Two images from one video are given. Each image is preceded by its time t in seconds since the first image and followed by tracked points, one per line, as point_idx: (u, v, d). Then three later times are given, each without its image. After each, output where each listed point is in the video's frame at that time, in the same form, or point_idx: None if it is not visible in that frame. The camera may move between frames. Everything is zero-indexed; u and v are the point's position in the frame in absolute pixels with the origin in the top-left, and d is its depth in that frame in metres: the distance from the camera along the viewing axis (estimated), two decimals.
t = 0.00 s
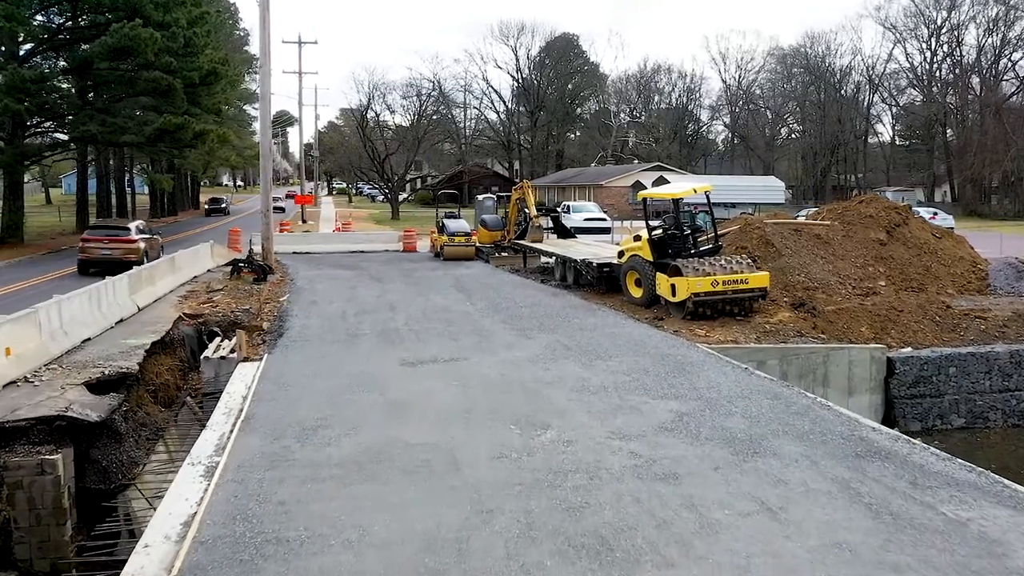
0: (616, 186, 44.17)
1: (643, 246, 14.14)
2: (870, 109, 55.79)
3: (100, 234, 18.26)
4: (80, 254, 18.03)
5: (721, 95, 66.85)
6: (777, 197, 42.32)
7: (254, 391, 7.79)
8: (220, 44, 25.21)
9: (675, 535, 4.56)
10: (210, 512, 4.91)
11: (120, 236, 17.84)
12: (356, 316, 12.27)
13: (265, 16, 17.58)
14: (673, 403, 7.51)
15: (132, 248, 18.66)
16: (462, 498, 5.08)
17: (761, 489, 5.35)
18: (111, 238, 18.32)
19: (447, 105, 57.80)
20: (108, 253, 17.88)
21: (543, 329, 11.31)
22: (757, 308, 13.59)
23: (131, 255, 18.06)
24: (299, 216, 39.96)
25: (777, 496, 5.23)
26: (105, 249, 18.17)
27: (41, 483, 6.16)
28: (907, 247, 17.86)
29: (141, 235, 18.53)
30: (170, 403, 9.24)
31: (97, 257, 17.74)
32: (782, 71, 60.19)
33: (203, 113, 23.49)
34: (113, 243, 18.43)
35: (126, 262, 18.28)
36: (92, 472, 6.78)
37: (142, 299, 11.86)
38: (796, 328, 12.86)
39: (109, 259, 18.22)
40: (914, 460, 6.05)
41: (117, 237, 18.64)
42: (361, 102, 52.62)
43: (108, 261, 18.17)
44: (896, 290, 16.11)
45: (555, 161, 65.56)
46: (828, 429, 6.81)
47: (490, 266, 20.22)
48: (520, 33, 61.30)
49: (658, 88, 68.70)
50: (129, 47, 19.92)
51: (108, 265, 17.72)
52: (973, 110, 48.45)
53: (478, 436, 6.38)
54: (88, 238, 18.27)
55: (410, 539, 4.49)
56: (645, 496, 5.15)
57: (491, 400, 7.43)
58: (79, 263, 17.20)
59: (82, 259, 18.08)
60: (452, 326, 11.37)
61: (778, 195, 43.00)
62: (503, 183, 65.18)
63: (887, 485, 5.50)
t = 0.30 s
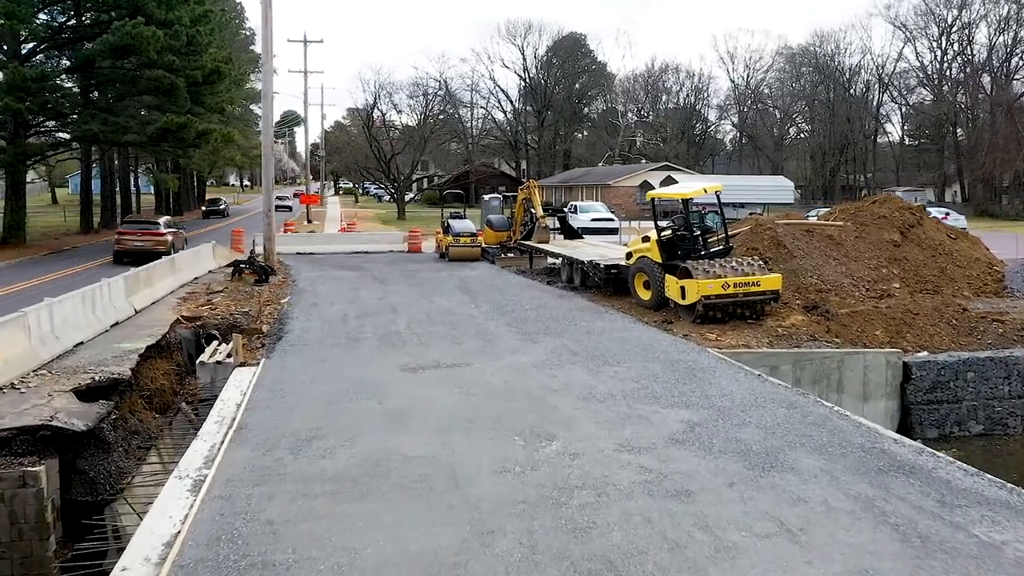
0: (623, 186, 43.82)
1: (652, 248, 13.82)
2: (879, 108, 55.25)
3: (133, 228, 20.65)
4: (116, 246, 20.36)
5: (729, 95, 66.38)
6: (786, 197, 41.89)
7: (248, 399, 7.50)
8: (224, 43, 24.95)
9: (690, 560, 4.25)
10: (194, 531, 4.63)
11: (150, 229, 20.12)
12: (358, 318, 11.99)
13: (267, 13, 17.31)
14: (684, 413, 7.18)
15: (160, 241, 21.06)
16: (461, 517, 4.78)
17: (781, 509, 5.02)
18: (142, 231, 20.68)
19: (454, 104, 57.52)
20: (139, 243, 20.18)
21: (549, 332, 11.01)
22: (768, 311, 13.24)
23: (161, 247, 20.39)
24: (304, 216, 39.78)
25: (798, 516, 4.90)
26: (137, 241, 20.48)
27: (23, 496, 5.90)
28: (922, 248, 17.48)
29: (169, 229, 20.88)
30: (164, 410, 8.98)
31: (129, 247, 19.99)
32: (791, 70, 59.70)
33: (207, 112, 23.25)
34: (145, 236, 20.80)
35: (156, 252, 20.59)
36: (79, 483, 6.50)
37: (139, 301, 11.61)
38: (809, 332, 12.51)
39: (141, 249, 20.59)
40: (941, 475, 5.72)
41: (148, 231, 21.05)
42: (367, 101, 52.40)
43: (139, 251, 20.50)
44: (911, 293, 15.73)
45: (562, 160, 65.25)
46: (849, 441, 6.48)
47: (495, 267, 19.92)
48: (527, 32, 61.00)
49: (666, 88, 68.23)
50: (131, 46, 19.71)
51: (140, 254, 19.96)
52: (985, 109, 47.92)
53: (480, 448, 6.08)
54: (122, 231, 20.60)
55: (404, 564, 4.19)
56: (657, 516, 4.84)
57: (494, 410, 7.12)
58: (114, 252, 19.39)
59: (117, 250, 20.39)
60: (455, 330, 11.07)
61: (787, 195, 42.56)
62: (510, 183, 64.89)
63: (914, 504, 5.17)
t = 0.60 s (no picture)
0: (631, 186, 43.46)
1: (661, 249, 13.50)
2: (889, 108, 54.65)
3: (162, 222, 22.73)
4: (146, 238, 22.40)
5: (737, 94, 65.87)
6: (795, 197, 41.44)
7: (241, 407, 7.22)
8: (227, 42, 24.73)
9: None
10: (175, 555, 4.33)
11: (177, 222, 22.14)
12: (359, 322, 11.72)
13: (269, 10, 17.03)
14: (696, 423, 6.87)
15: (186, 235, 23.09)
16: (459, 540, 4.47)
17: (800, 531, 4.69)
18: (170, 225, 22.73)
19: (460, 103, 57.28)
20: (167, 236, 22.20)
21: (554, 337, 10.69)
22: (781, 314, 12.89)
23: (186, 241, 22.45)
24: (310, 217, 39.64)
25: (818, 539, 4.58)
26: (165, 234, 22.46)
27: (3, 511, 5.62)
28: (937, 249, 17.10)
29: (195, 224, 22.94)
30: (158, 416, 8.76)
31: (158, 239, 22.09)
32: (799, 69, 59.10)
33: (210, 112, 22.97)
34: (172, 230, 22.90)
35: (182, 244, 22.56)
36: (62, 496, 6.21)
37: (135, 303, 11.37)
38: (823, 336, 12.15)
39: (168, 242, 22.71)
40: (970, 493, 5.38)
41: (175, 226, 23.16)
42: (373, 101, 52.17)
43: (166, 243, 22.50)
44: (926, 295, 15.34)
45: (569, 160, 64.89)
46: (870, 454, 6.13)
47: (501, 268, 19.63)
48: (533, 32, 60.62)
49: (674, 87, 67.75)
50: (133, 44, 19.48)
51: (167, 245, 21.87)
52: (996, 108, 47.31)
53: (482, 462, 5.78)
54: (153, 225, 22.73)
55: None
56: (667, 538, 4.53)
57: (497, 421, 6.80)
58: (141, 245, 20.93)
59: (146, 242, 22.36)
60: (459, 334, 10.77)
61: (796, 195, 42.10)
62: (516, 183, 64.57)
63: (943, 526, 4.83)
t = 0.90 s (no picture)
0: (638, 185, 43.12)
1: (669, 251, 13.15)
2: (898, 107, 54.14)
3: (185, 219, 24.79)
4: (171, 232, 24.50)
5: (745, 94, 65.39)
6: (804, 197, 41.02)
7: (232, 416, 6.90)
8: (230, 41, 24.49)
9: None
10: None
11: (198, 216, 24.04)
12: (359, 325, 11.42)
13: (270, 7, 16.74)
14: (709, 436, 6.53)
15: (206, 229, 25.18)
16: (455, 567, 4.15)
17: (823, 557, 4.37)
18: (192, 221, 24.73)
19: (466, 103, 57.04)
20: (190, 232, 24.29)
21: (560, 341, 10.36)
22: (793, 318, 12.52)
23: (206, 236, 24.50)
24: (314, 217, 39.43)
25: (843, 566, 4.25)
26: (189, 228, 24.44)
27: None
28: (953, 250, 16.69)
29: (215, 220, 24.98)
30: (150, 423, 8.48)
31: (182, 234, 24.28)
32: (807, 68, 58.59)
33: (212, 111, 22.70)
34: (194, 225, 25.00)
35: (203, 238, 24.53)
36: (44, 510, 5.99)
37: (130, 306, 11.10)
38: (836, 340, 11.79)
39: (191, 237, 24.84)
40: (1003, 514, 5.04)
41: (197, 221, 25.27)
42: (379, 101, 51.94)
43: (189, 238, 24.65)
44: (942, 297, 14.94)
45: (576, 160, 64.54)
46: (894, 471, 5.79)
47: (506, 269, 19.31)
48: (540, 31, 60.30)
49: (681, 87, 67.26)
50: (133, 42, 19.22)
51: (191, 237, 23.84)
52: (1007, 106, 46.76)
53: (482, 477, 5.46)
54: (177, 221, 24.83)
55: None
56: (679, 565, 4.21)
57: (498, 431, 6.49)
58: (155, 243, 21.80)
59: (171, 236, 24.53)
60: (461, 338, 10.44)
61: (805, 195, 41.65)
62: (522, 182, 64.31)
63: (976, 551, 4.49)
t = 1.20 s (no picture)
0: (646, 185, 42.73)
1: (678, 252, 12.81)
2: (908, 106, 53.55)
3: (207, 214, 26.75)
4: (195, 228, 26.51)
5: (753, 93, 64.85)
6: (814, 198, 40.52)
7: (221, 428, 6.58)
8: (234, 39, 24.26)
9: None
10: None
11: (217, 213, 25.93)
12: (360, 328, 11.13)
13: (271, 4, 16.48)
14: (723, 449, 6.19)
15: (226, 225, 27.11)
16: None
17: None
18: (214, 219, 26.76)
19: (472, 102, 56.75)
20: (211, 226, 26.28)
21: (566, 346, 10.05)
22: (807, 322, 12.18)
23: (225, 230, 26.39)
24: (319, 217, 39.21)
25: None
26: (210, 224, 26.67)
27: None
28: (970, 251, 16.28)
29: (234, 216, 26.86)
30: (143, 431, 8.18)
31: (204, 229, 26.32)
32: (815, 67, 58.09)
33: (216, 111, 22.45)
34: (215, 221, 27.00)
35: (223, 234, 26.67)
36: (23, 526, 5.68)
37: (126, 309, 10.81)
38: (852, 345, 11.43)
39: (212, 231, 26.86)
40: None
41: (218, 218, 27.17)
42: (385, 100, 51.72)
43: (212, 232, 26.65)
44: (959, 300, 14.54)
45: (583, 160, 64.11)
46: (920, 489, 5.43)
47: (512, 271, 18.99)
48: (547, 30, 59.99)
49: (689, 86, 66.79)
50: (134, 40, 18.99)
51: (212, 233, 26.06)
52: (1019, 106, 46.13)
53: (482, 493, 5.16)
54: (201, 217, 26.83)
55: None
56: None
57: (501, 443, 6.17)
58: (162, 242, 22.09)
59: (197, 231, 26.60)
60: (464, 343, 10.13)
61: (815, 195, 41.16)
62: (529, 182, 64.06)
63: None
